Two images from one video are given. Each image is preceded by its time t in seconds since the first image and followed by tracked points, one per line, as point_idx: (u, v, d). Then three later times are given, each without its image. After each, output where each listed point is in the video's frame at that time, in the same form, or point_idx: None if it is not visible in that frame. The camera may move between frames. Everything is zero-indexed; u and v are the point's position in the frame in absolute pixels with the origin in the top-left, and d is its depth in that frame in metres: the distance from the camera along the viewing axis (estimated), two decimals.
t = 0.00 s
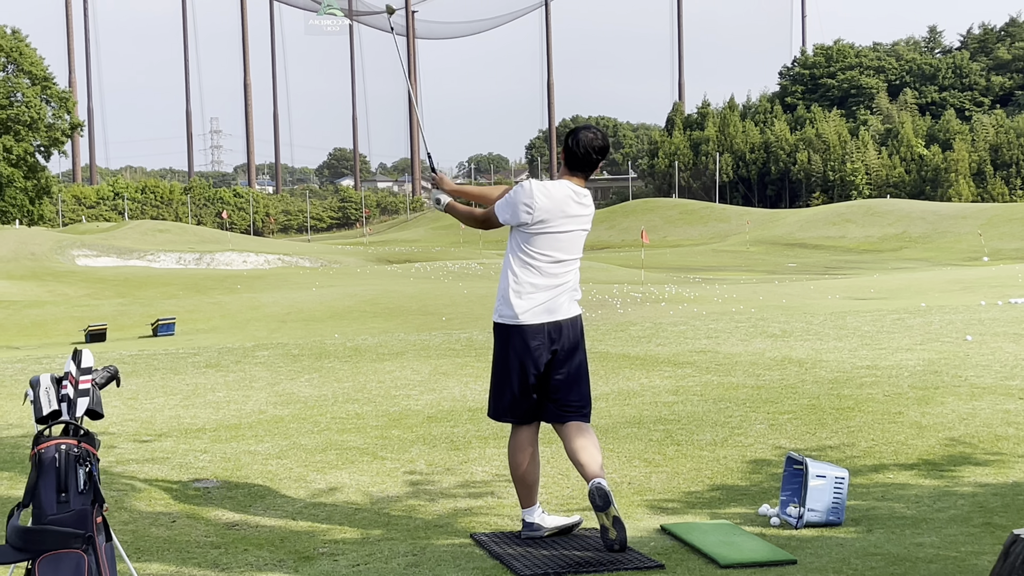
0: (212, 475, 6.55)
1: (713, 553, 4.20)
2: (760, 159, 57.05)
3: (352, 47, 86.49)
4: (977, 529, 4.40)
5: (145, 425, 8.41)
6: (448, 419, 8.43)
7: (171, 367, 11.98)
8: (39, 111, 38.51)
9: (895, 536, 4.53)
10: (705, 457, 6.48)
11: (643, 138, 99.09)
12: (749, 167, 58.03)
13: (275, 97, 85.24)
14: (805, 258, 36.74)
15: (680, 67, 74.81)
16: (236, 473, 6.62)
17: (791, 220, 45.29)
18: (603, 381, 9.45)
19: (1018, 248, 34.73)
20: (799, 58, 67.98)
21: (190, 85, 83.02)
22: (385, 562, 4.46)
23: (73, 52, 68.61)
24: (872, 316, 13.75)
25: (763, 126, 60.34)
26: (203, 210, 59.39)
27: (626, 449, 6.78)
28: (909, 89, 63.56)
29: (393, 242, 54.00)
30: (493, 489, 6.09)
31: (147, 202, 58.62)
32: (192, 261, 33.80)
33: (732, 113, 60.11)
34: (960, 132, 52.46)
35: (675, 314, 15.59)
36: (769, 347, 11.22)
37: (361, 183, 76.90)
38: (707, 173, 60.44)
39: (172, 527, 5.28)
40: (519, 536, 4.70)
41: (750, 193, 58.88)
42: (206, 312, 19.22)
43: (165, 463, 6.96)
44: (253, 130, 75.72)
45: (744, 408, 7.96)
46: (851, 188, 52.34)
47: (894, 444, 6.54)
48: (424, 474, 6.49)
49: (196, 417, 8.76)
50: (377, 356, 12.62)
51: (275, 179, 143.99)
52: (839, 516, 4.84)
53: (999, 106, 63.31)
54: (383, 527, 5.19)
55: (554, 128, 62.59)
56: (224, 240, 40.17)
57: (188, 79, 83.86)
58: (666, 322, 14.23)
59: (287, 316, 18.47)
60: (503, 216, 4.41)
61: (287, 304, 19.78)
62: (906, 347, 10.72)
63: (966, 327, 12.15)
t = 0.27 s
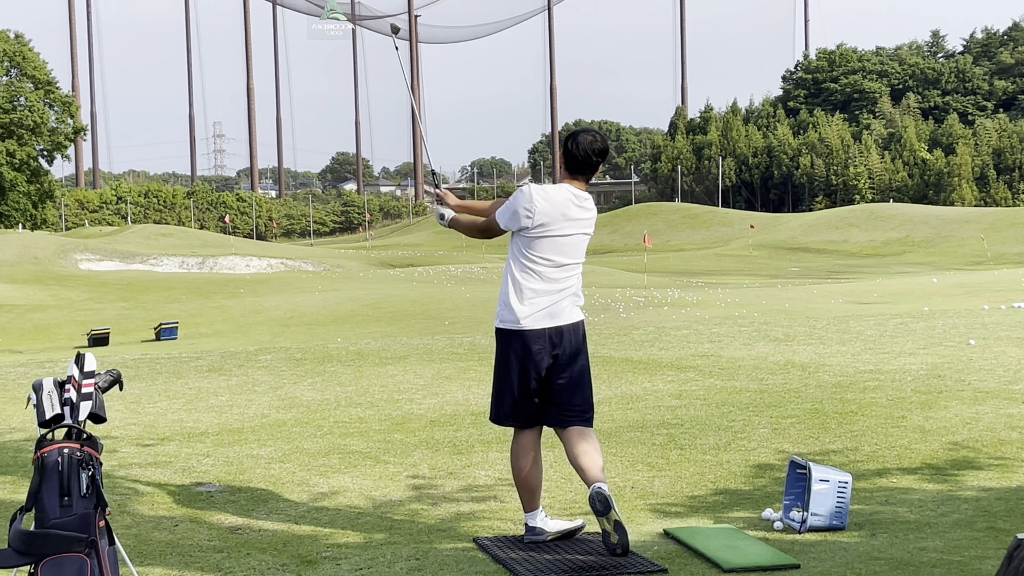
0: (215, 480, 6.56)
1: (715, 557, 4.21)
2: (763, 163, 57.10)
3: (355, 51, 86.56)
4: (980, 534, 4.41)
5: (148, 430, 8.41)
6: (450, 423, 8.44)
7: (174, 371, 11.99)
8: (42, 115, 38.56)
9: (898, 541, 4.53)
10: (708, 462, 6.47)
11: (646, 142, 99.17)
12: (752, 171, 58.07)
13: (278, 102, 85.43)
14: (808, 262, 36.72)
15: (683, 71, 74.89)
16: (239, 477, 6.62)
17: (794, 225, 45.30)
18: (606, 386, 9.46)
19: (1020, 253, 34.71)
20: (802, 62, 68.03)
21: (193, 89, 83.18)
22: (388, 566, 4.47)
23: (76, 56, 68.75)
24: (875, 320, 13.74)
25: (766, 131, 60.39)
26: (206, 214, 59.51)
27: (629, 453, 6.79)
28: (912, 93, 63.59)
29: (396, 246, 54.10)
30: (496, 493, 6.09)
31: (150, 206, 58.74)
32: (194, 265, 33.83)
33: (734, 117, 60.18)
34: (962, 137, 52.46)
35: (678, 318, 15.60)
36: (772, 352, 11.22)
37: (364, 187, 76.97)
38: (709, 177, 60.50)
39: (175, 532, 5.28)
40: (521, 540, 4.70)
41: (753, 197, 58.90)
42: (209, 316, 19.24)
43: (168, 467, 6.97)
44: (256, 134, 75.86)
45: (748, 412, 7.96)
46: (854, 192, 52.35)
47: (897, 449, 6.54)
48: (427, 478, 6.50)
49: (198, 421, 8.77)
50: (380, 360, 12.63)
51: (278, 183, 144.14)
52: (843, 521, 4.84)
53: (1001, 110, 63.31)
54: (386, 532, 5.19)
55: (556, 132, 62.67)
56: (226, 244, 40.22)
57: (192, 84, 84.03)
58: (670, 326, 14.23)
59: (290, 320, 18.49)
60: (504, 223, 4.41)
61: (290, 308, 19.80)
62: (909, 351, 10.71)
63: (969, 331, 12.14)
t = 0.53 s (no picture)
0: (218, 483, 6.56)
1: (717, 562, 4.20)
2: (766, 168, 57.07)
3: (357, 54, 86.60)
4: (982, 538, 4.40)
5: (150, 433, 8.41)
6: (452, 427, 8.43)
7: (176, 375, 11.99)
8: (45, 119, 38.62)
9: (900, 544, 4.53)
10: (711, 466, 6.47)
11: (649, 147, 99.15)
12: (754, 175, 58.05)
13: (281, 105, 85.44)
14: (811, 267, 36.67)
15: (686, 75, 74.91)
16: (241, 481, 6.63)
17: (797, 229, 45.25)
18: (609, 390, 9.45)
19: None
20: (805, 66, 68.03)
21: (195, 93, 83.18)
22: (390, 570, 4.46)
23: (78, 60, 68.83)
24: (878, 324, 13.72)
25: (769, 135, 60.36)
26: (209, 218, 59.56)
27: (632, 457, 6.78)
28: (915, 97, 63.55)
29: (399, 250, 54.05)
30: (498, 497, 6.09)
31: (153, 210, 58.78)
32: (197, 269, 33.85)
33: (737, 121, 60.16)
34: (965, 141, 52.44)
35: (680, 322, 15.59)
36: (775, 355, 11.22)
37: (367, 191, 76.94)
38: (712, 181, 60.47)
39: (177, 535, 5.28)
40: (524, 544, 4.70)
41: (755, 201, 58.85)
42: (212, 320, 19.24)
43: (170, 470, 6.98)
44: (259, 138, 75.90)
45: (750, 416, 7.96)
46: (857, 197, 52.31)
47: (900, 453, 6.54)
48: (429, 482, 6.50)
49: (201, 425, 8.78)
50: (382, 363, 12.63)
51: (281, 187, 144.23)
52: (845, 525, 4.83)
53: (1004, 115, 63.23)
54: (388, 535, 5.20)
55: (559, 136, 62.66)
56: (229, 248, 40.23)
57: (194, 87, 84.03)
58: (672, 330, 14.21)
59: (292, 324, 18.50)
60: (503, 233, 4.43)
61: (292, 311, 19.80)
62: (912, 355, 10.70)
63: (972, 335, 12.12)
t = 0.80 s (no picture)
0: (221, 487, 6.56)
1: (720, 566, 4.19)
2: (769, 172, 57.13)
3: (360, 58, 86.71)
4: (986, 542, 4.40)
5: (153, 437, 8.43)
6: (455, 431, 8.44)
7: (179, 378, 12.01)
8: (48, 122, 38.72)
9: (904, 549, 4.53)
10: (713, 470, 6.47)
11: (652, 151, 99.20)
12: (757, 179, 58.11)
13: (284, 109, 85.62)
14: (814, 271, 36.66)
15: (688, 79, 74.97)
16: (244, 485, 6.63)
17: (800, 233, 45.26)
18: (612, 394, 9.45)
19: None
20: (808, 71, 68.06)
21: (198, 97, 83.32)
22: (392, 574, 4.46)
23: (82, 63, 69.08)
24: (881, 329, 13.72)
25: (771, 139, 60.42)
26: (212, 222, 59.73)
27: (635, 461, 6.78)
28: (918, 102, 63.54)
29: (402, 254, 54.10)
30: (501, 501, 6.09)
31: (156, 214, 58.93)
32: (200, 273, 33.91)
33: (740, 125, 60.22)
34: (968, 145, 52.42)
35: (683, 326, 15.60)
36: (778, 360, 11.22)
37: (370, 195, 76.98)
38: (715, 186, 60.52)
39: (179, 539, 5.29)
40: (527, 549, 4.69)
41: (758, 206, 58.85)
42: (215, 324, 19.26)
43: (173, 474, 6.99)
44: (262, 142, 76.05)
45: (753, 421, 7.95)
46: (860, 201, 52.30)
47: (903, 457, 6.53)
48: (432, 486, 6.50)
49: (204, 429, 8.79)
50: (385, 367, 12.65)
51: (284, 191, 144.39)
52: (849, 529, 4.83)
53: (1008, 119, 63.20)
54: (391, 539, 5.20)
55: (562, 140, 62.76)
56: (232, 252, 40.29)
57: (197, 91, 84.18)
58: (675, 334, 14.21)
59: (295, 328, 18.51)
60: (502, 243, 4.42)
61: (295, 315, 19.82)
62: (915, 360, 10.70)
63: (975, 339, 12.12)
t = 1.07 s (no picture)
0: (224, 491, 6.57)
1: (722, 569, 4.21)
2: (772, 176, 57.13)
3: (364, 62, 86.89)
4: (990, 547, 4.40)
5: (156, 441, 8.44)
6: (458, 436, 8.44)
7: (182, 382, 12.03)
8: (51, 126, 38.84)
9: (907, 553, 4.53)
10: (716, 475, 6.47)
11: (655, 155, 99.23)
12: (760, 184, 58.12)
13: (287, 113, 85.78)
14: (816, 275, 36.62)
15: (691, 84, 75.01)
16: (247, 489, 6.63)
17: (802, 237, 45.25)
18: (615, 398, 9.46)
19: None
20: (811, 75, 68.07)
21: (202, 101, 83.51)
22: None
23: (86, 67, 69.29)
24: (884, 333, 13.70)
25: (774, 143, 60.43)
26: (215, 226, 59.87)
27: (638, 466, 6.79)
28: (921, 106, 63.49)
29: (405, 258, 54.15)
30: (504, 505, 6.09)
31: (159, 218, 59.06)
32: (203, 276, 33.96)
33: (743, 130, 60.24)
34: (971, 150, 52.41)
35: (686, 330, 15.59)
36: (781, 364, 11.21)
37: (373, 199, 77.09)
38: (718, 190, 60.55)
39: (182, 543, 5.30)
40: (529, 553, 4.70)
41: (761, 210, 58.89)
42: (218, 327, 19.29)
43: (176, 478, 7.00)
44: (265, 146, 76.20)
45: (756, 425, 7.95)
46: (863, 206, 52.26)
47: (907, 462, 6.53)
48: (435, 490, 6.51)
49: (207, 432, 8.80)
50: (388, 371, 12.67)
51: (288, 195, 144.52)
52: (852, 534, 4.83)
53: (1011, 123, 63.12)
54: (394, 543, 5.21)
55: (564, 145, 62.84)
56: (235, 255, 40.35)
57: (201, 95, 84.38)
58: (678, 338, 14.21)
59: (298, 332, 18.52)
60: (500, 252, 4.44)
61: (298, 319, 19.85)
62: (918, 364, 10.69)
63: (978, 344, 12.11)
